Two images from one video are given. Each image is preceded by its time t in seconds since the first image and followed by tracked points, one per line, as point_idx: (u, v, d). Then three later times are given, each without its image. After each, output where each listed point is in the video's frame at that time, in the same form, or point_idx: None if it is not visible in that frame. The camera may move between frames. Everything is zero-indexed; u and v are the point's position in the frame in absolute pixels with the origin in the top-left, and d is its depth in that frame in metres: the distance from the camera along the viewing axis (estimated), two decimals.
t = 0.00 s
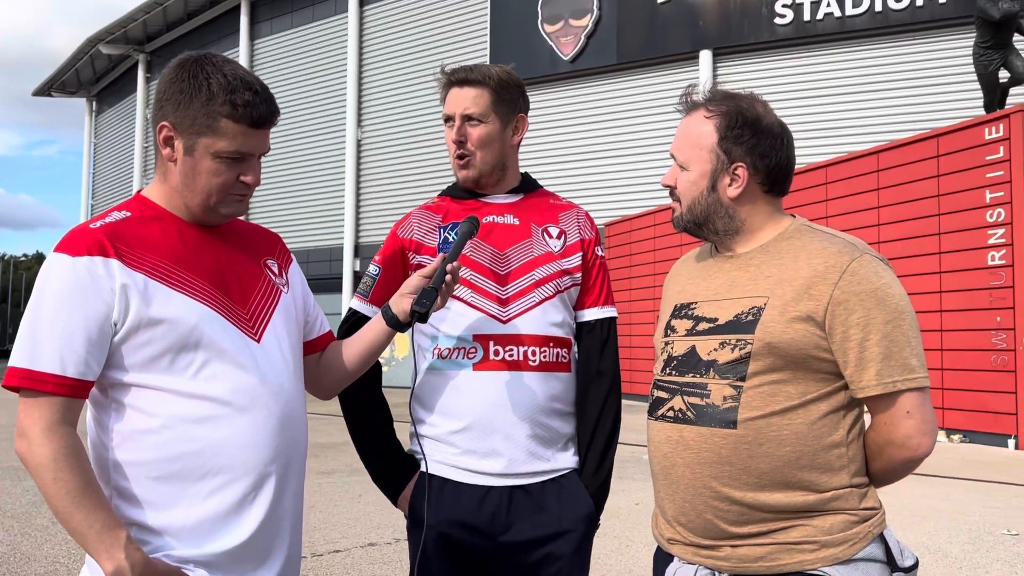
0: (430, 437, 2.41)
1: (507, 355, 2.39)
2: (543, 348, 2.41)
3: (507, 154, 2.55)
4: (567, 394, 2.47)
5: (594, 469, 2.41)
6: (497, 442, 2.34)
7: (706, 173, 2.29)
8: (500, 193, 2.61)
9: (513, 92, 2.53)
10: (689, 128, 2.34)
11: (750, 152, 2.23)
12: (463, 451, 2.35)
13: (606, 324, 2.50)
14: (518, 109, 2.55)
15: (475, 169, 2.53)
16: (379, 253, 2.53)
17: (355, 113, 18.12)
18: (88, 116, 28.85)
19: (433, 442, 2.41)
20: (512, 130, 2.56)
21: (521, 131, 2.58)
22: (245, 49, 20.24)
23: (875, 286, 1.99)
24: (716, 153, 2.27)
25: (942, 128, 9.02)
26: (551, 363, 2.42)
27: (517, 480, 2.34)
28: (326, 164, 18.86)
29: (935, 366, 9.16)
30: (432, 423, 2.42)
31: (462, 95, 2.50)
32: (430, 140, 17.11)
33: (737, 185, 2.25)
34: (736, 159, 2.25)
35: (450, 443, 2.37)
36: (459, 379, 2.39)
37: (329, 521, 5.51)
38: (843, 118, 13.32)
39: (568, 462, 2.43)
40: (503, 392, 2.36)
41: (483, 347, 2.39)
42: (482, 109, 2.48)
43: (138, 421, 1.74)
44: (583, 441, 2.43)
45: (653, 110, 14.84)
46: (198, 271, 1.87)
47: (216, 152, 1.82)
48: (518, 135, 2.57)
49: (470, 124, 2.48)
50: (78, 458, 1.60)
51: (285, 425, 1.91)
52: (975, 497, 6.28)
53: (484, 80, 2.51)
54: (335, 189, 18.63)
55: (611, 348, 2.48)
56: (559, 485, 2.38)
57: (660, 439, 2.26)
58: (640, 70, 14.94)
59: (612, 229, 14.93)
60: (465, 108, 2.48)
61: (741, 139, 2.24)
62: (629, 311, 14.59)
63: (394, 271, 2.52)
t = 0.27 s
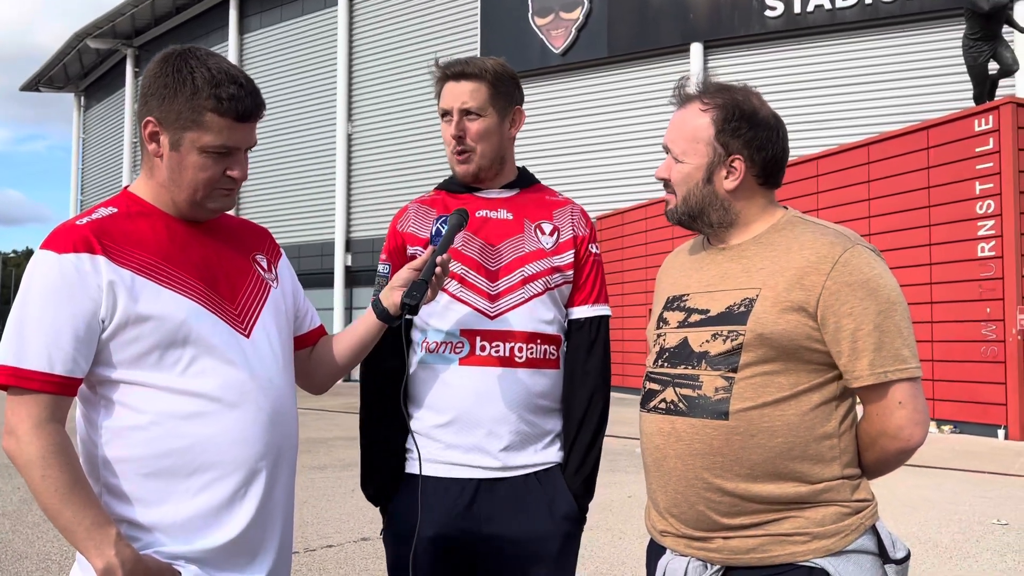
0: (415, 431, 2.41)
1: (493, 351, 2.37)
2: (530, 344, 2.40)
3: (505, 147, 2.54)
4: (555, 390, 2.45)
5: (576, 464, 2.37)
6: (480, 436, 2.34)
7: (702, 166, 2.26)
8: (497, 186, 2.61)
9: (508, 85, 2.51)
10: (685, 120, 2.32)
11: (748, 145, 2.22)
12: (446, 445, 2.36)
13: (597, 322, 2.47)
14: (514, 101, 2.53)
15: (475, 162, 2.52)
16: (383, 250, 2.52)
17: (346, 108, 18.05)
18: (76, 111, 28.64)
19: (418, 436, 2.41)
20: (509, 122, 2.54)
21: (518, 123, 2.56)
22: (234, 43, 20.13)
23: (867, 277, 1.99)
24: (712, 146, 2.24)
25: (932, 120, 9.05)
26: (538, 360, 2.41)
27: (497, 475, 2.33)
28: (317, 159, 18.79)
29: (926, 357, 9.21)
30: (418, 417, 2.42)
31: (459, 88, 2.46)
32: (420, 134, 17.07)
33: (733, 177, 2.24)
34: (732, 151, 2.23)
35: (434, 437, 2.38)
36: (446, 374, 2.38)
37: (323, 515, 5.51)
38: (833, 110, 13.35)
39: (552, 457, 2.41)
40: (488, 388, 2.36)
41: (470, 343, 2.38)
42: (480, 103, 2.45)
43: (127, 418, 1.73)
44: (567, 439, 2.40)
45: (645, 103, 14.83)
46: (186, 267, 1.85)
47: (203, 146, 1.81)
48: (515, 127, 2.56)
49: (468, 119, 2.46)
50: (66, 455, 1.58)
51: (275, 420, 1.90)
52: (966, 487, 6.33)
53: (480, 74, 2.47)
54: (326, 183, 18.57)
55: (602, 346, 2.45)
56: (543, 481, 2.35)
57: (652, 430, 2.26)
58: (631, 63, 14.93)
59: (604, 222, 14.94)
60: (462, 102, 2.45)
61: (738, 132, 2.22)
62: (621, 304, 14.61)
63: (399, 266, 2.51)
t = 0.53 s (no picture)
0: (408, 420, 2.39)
1: (486, 338, 2.37)
2: (523, 331, 2.39)
3: (498, 140, 2.53)
4: (547, 379, 2.45)
5: (571, 453, 2.36)
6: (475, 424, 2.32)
7: (704, 155, 2.25)
8: (489, 178, 2.59)
9: (502, 77, 2.47)
10: (686, 108, 2.30)
11: (750, 134, 2.21)
12: (438, 433, 2.33)
13: (589, 312, 2.47)
14: (507, 94, 2.50)
15: (469, 155, 2.50)
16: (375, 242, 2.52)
17: (337, 98, 17.95)
18: (65, 103, 28.38)
19: (411, 425, 2.39)
20: (502, 115, 2.52)
21: (510, 115, 2.54)
22: (223, 33, 19.97)
23: (865, 263, 1.99)
24: (715, 134, 2.23)
25: (924, 107, 9.05)
26: (531, 348, 2.40)
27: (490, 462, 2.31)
28: (308, 150, 18.69)
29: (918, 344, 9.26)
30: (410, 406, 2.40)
31: (453, 81, 2.43)
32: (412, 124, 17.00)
33: (735, 167, 2.23)
34: (735, 140, 2.22)
35: (427, 425, 2.35)
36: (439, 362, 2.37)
37: (318, 507, 5.51)
38: (825, 98, 13.35)
39: (546, 447, 2.40)
40: (480, 374, 2.35)
41: (462, 330, 2.37)
42: (475, 97, 2.42)
43: (123, 410, 1.71)
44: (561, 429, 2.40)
45: (638, 91, 14.81)
46: (180, 259, 1.84)
47: (195, 138, 1.79)
48: (507, 120, 2.54)
49: (463, 112, 2.43)
50: (61, 448, 1.57)
51: (272, 411, 1.89)
52: (958, 472, 6.37)
53: (475, 67, 2.43)
54: (318, 174, 18.48)
55: (594, 337, 2.44)
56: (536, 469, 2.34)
57: (650, 418, 2.27)
58: (623, 52, 14.89)
59: (597, 211, 14.93)
60: (456, 95, 2.41)
61: (741, 121, 2.21)
62: (614, 293, 14.63)
63: (391, 257, 2.52)
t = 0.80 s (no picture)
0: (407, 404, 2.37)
1: (484, 321, 2.35)
2: (521, 315, 2.38)
3: (499, 122, 2.51)
4: (544, 362, 2.45)
5: (570, 436, 2.37)
6: (475, 407, 2.31)
7: (712, 133, 2.23)
8: (489, 160, 2.57)
9: (504, 58, 2.45)
10: (694, 87, 2.27)
11: (758, 113, 2.20)
12: (437, 416, 2.32)
13: (584, 296, 2.47)
14: (509, 74, 2.48)
15: (472, 137, 2.48)
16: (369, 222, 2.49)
17: (333, 82, 17.85)
18: (60, 88, 28.18)
19: (409, 408, 2.37)
20: (504, 96, 2.50)
21: (511, 97, 2.52)
22: (218, 17, 19.82)
23: (871, 243, 1.99)
24: (723, 113, 2.21)
25: (923, 90, 9.02)
26: (529, 331, 2.39)
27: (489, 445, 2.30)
28: (304, 135, 18.60)
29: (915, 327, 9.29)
30: (408, 390, 2.38)
31: (455, 62, 2.40)
32: (408, 108, 16.91)
33: (742, 146, 2.22)
34: (743, 120, 2.21)
35: (426, 408, 2.34)
36: (437, 346, 2.35)
37: (319, 491, 5.52)
38: (823, 81, 13.30)
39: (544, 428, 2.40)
40: (478, 358, 2.33)
41: (461, 313, 2.35)
42: (478, 78, 2.39)
43: (126, 391, 1.71)
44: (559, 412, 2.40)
45: (636, 74, 14.74)
46: (181, 240, 1.82)
47: (195, 119, 1.77)
48: (509, 101, 2.52)
49: (466, 93, 2.40)
50: (63, 429, 1.56)
51: (275, 392, 1.88)
52: (956, 454, 6.41)
53: (478, 47, 2.40)
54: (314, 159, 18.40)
55: (589, 321, 2.45)
56: (535, 450, 2.34)
57: (654, 399, 2.27)
58: (621, 35, 14.82)
59: (595, 196, 14.89)
60: (459, 76, 2.39)
61: (749, 101, 2.20)
62: (612, 278, 14.62)
63: (386, 239, 2.47)
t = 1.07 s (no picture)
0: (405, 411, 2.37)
1: (482, 330, 2.35)
2: (517, 323, 2.39)
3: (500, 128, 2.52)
4: (540, 368, 2.45)
5: (566, 441, 2.39)
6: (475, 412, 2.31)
7: (714, 141, 2.23)
8: (478, 167, 2.54)
9: (505, 65, 2.47)
10: (696, 94, 2.28)
11: (761, 121, 2.21)
12: (436, 424, 2.32)
13: (579, 301, 2.49)
14: (508, 81, 2.49)
15: (477, 142, 2.46)
16: (362, 229, 2.47)
17: (333, 84, 17.86)
18: (61, 89, 28.19)
19: (407, 416, 2.36)
20: (504, 102, 2.50)
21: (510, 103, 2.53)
22: (219, 19, 19.83)
23: (871, 252, 1.99)
24: (727, 121, 2.22)
25: (922, 94, 9.04)
26: (525, 338, 2.40)
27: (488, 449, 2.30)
28: (304, 137, 18.61)
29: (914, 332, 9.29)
30: (406, 398, 2.37)
31: (465, 65, 2.39)
32: (408, 111, 16.92)
33: (744, 153, 2.22)
34: (746, 128, 2.21)
35: (424, 416, 2.33)
36: (435, 354, 2.35)
37: (317, 494, 5.52)
38: (823, 85, 13.32)
39: (541, 432, 2.41)
40: (476, 365, 2.33)
41: (458, 322, 2.35)
42: (488, 81, 2.41)
43: (126, 396, 1.71)
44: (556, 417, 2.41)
45: (635, 78, 14.76)
46: (181, 246, 1.83)
47: (197, 124, 1.77)
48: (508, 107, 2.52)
49: (479, 96, 2.39)
50: (63, 434, 1.56)
51: (274, 397, 1.89)
52: (954, 458, 6.42)
53: (486, 51, 2.41)
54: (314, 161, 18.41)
55: (583, 326, 2.46)
56: (534, 455, 2.35)
57: (653, 406, 2.27)
58: (621, 38, 14.84)
59: (595, 199, 14.90)
60: (473, 78, 2.38)
61: (753, 108, 2.20)
62: (611, 281, 14.63)
63: (379, 248, 2.45)
